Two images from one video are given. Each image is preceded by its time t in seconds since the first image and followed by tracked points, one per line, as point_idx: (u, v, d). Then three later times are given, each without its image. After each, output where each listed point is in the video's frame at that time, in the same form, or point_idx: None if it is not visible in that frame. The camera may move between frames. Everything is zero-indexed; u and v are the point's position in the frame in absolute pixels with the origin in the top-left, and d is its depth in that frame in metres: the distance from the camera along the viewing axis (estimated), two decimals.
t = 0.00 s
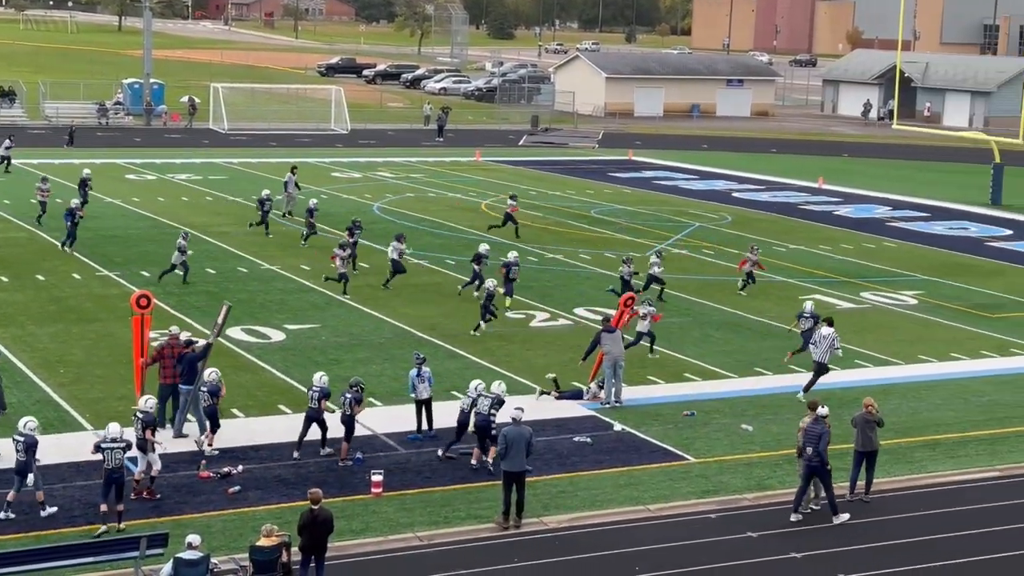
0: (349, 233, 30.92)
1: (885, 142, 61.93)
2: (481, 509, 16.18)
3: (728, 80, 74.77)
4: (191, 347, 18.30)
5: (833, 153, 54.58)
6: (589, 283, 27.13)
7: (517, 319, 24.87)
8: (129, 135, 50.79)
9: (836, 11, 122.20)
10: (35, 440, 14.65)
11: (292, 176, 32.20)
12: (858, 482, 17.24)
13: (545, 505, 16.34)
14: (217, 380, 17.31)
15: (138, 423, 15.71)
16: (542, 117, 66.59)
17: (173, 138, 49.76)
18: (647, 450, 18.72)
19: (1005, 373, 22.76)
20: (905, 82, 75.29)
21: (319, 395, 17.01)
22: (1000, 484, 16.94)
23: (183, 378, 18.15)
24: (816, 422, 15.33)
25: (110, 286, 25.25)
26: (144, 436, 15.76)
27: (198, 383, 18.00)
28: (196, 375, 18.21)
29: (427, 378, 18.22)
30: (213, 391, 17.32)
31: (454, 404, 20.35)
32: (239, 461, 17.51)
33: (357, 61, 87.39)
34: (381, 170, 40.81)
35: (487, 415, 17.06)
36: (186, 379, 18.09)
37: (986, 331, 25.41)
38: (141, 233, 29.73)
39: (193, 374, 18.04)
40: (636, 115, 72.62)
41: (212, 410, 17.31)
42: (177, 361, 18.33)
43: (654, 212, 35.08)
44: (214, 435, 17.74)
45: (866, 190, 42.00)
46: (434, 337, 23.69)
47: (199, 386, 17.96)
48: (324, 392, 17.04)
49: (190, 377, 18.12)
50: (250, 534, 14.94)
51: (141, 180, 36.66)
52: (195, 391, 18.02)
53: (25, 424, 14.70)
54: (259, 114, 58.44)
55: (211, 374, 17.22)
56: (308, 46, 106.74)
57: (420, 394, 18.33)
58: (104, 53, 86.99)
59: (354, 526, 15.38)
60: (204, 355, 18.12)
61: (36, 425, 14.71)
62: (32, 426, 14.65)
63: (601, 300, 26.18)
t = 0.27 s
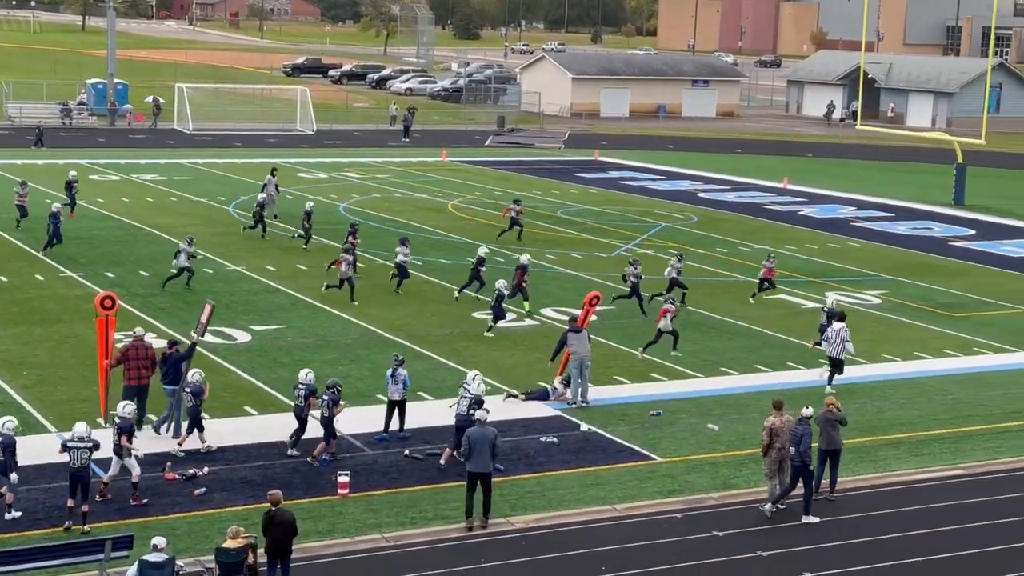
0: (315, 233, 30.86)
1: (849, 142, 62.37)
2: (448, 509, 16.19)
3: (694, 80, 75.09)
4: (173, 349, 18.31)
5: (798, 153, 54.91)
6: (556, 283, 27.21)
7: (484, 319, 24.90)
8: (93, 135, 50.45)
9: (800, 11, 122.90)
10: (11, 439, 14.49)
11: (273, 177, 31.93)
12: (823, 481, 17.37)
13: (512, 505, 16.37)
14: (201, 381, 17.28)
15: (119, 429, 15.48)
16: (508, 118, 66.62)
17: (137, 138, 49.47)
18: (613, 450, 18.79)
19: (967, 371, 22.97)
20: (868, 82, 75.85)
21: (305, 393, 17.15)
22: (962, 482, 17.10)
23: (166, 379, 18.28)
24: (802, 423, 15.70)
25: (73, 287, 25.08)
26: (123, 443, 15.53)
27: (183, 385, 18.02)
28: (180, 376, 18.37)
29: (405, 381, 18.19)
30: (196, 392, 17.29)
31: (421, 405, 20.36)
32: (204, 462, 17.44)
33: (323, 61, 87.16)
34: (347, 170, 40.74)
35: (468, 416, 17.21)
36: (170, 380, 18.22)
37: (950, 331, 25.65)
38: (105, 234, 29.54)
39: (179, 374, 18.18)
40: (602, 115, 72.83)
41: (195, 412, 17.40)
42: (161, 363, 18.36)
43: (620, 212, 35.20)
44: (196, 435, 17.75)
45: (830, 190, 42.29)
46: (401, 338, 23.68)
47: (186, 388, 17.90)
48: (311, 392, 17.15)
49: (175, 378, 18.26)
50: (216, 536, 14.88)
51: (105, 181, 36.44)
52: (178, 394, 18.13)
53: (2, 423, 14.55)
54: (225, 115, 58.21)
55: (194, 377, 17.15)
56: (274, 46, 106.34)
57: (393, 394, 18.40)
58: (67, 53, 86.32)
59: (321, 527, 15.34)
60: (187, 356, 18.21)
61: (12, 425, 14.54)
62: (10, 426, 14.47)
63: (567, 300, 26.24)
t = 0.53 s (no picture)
0: (277, 235, 30.75)
1: (809, 143, 62.83)
2: (411, 511, 16.18)
3: (655, 81, 75.39)
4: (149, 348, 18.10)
5: (759, 154, 55.24)
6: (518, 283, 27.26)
7: (446, 320, 24.89)
8: (51, 136, 50.07)
9: (760, 12, 123.61)
10: None
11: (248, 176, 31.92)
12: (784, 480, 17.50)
13: (474, 506, 16.38)
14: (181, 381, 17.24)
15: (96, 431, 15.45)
16: (469, 118, 66.58)
17: (96, 139, 49.09)
18: (575, 450, 18.84)
19: (926, 370, 23.19)
20: (828, 83, 76.43)
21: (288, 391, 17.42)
22: (920, 480, 17.25)
23: (142, 379, 18.05)
24: (778, 422, 15.85)
25: (32, 289, 24.85)
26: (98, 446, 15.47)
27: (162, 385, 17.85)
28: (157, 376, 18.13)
29: (377, 381, 18.31)
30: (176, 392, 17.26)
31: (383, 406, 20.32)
32: (165, 465, 17.33)
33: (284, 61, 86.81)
34: (308, 170, 40.61)
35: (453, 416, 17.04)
36: (146, 380, 17.99)
37: (910, 331, 25.89)
38: (65, 235, 29.30)
39: (154, 373, 17.95)
40: (564, 115, 72.99)
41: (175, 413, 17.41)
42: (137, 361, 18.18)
43: (582, 212, 35.30)
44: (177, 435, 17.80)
45: (791, 190, 42.59)
46: (364, 338, 23.63)
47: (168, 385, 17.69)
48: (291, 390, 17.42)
49: (151, 378, 18.02)
50: (177, 538, 14.79)
51: (64, 182, 36.14)
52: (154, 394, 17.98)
53: None
54: (185, 115, 57.91)
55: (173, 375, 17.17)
56: (234, 46, 105.81)
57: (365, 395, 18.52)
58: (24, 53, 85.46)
59: (283, 529, 15.28)
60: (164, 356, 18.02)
61: None
62: None
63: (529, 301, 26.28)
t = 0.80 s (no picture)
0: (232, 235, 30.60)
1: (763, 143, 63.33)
2: (367, 512, 16.15)
3: (611, 81, 75.64)
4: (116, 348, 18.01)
5: (714, 154, 55.60)
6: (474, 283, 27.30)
7: (402, 321, 24.87)
8: (1, 136, 49.55)
9: (714, 13, 124.33)
10: None
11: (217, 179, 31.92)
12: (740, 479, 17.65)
13: (431, 507, 16.39)
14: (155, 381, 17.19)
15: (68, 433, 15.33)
16: (425, 119, 66.45)
17: (47, 139, 48.61)
18: (532, 450, 18.89)
19: (878, 369, 23.47)
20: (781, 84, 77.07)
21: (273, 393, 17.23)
22: (872, 478, 17.45)
23: (111, 378, 18.00)
24: (745, 420, 15.78)
25: None
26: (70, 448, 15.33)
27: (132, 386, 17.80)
28: (125, 375, 18.09)
29: (342, 382, 18.23)
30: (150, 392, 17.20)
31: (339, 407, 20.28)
32: (118, 467, 17.18)
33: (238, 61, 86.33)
34: (263, 171, 40.43)
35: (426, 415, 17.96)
36: (115, 379, 17.94)
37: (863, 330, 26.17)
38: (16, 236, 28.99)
39: (123, 372, 17.92)
40: (520, 116, 73.09)
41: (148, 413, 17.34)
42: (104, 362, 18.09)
43: (539, 212, 35.38)
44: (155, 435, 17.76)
45: (745, 190, 42.92)
46: (319, 339, 23.55)
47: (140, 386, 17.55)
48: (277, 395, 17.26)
49: (120, 377, 17.98)
50: (131, 541, 14.68)
51: (15, 182, 35.76)
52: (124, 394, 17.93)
53: None
54: (138, 115, 57.48)
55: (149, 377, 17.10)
56: (188, 45, 105.12)
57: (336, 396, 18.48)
58: None
59: (238, 531, 15.21)
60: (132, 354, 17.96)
61: None
62: None
63: (486, 301, 26.32)
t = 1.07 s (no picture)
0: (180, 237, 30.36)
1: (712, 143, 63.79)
2: (317, 513, 16.10)
3: (560, 81, 75.83)
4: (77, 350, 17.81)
5: (663, 154, 55.93)
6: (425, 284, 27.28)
7: (352, 322, 24.80)
8: None
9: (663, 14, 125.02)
10: None
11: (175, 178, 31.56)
12: (688, 478, 17.79)
13: (380, 508, 16.38)
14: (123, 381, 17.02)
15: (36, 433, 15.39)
16: (375, 119, 66.24)
17: None
18: (482, 450, 18.92)
19: (826, 367, 23.73)
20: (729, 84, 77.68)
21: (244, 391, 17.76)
22: (818, 476, 17.65)
23: (71, 380, 17.78)
24: (704, 416, 15.95)
25: None
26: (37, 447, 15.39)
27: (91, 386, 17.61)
28: (86, 377, 17.87)
29: (302, 380, 18.53)
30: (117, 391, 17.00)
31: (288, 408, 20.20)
32: (64, 471, 17.01)
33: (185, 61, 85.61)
34: (211, 171, 40.14)
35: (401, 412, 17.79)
36: (75, 381, 17.73)
37: (811, 329, 26.46)
38: None
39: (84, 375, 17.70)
40: (470, 115, 73.12)
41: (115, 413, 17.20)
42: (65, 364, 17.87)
43: (489, 212, 35.41)
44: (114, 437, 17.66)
45: (694, 190, 43.22)
46: (268, 340, 23.44)
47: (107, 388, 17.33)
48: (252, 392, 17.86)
49: (80, 379, 17.76)
50: (77, 545, 14.55)
51: None
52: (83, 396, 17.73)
53: None
54: (83, 115, 56.84)
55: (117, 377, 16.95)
56: (135, 45, 104.09)
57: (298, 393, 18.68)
58: None
59: (185, 534, 15.12)
60: (93, 356, 17.73)
61: None
62: None
63: (436, 302, 26.32)
